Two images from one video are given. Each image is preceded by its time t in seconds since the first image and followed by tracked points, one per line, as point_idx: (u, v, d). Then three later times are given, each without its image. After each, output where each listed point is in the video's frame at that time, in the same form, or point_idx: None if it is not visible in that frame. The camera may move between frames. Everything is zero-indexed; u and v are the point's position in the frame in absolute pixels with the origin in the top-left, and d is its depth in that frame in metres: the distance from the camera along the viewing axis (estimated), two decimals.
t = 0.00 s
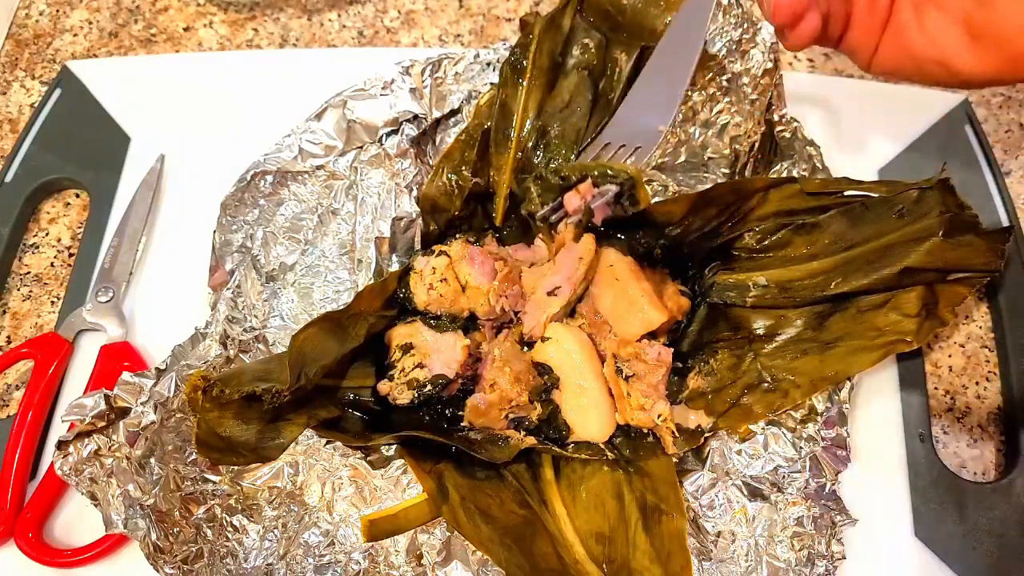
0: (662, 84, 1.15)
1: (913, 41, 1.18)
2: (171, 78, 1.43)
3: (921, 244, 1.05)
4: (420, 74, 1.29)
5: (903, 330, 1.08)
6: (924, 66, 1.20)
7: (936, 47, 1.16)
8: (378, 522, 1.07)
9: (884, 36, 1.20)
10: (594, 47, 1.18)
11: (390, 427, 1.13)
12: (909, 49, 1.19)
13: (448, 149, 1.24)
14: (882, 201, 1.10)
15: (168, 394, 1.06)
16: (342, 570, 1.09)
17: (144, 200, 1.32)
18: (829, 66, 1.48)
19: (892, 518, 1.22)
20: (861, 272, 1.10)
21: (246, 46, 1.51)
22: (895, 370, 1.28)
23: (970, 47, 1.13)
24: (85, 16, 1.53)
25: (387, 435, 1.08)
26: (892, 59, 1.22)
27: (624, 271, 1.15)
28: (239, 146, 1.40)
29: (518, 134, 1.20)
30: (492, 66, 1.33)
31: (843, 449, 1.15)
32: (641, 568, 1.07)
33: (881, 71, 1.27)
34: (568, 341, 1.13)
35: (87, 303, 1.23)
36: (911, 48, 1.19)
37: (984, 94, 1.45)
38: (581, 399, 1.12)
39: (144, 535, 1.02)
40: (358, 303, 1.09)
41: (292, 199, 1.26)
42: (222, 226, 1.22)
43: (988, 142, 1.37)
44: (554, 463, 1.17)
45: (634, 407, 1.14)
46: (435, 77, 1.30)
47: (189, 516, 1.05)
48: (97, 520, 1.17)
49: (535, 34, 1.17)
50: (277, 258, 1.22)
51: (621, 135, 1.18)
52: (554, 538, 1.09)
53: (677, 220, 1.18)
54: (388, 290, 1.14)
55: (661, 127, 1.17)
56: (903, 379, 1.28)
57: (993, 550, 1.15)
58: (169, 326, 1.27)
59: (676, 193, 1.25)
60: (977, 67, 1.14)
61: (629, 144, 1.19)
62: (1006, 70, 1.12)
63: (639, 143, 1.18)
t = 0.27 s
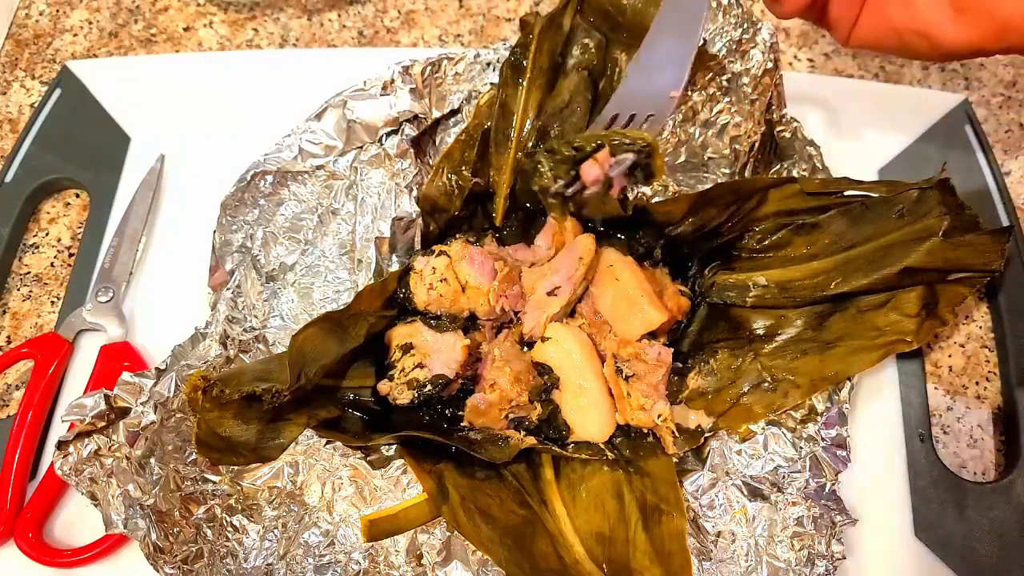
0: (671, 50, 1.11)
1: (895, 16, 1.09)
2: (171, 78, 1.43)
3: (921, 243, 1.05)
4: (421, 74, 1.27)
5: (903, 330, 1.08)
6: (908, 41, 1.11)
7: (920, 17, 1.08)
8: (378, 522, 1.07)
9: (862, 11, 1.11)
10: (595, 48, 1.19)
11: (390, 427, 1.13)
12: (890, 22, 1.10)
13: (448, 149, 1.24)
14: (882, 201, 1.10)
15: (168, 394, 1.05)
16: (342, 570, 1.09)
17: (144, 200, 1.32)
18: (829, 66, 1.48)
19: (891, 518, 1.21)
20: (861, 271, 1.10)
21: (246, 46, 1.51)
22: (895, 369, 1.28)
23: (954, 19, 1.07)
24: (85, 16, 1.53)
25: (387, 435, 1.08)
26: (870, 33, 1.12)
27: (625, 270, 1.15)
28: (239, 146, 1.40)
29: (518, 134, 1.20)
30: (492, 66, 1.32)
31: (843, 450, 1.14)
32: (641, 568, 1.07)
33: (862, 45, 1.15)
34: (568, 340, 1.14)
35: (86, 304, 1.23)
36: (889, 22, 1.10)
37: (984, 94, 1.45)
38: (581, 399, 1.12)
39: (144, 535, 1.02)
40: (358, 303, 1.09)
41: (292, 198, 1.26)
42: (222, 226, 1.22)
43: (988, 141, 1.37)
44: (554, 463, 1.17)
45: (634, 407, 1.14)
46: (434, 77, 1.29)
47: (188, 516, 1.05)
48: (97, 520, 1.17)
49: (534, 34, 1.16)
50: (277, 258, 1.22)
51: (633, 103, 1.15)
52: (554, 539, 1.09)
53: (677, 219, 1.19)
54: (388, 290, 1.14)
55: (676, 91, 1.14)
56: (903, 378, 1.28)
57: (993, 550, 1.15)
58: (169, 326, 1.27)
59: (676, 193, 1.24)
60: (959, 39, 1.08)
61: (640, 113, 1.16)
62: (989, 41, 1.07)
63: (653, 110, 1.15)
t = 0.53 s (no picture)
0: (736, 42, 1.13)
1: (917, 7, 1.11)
2: (171, 78, 1.43)
3: (920, 243, 1.06)
4: (421, 74, 1.27)
5: (903, 330, 1.08)
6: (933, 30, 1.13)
7: (945, 5, 1.09)
8: (379, 522, 1.07)
9: None
10: (595, 48, 1.17)
11: (390, 427, 1.13)
12: (915, 14, 1.12)
13: (448, 149, 1.24)
14: (880, 202, 1.11)
15: (168, 394, 1.05)
16: (342, 570, 1.09)
17: (144, 200, 1.32)
18: (829, 66, 1.48)
19: (892, 518, 1.21)
20: (861, 271, 1.10)
21: (246, 46, 1.51)
22: (895, 369, 1.28)
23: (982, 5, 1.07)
24: (85, 16, 1.53)
25: (387, 435, 1.09)
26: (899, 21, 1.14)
27: (625, 271, 1.15)
28: (239, 146, 1.40)
29: (518, 134, 1.20)
30: (492, 66, 1.31)
31: (842, 449, 1.14)
32: (641, 568, 1.07)
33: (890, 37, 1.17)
34: (568, 340, 1.14)
35: (87, 304, 1.23)
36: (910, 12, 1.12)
37: (984, 94, 1.45)
38: (580, 399, 1.12)
39: (144, 535, 1.02)
40: (358, 303, 1.09)
41: (292, 198, 1.26)
42: (222, 226, 1.21)
43: (987, 142, 1.37)
44: (554, 463, 1.17)
45: (634, 407, 1.14)
46: (434, 77, 1.28)
47: (188, 516, 1.05)
48: (97, 520, 1.17)
49: (534, 34, 1.16)
50: (277, 258, 1.22)
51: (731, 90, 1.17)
52: (554, 538, 1.09)
53: (677, 219, 1.20)
54: (388, 290, 1.15)
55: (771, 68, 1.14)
56: (903, 378, 1.27)
57: (993, 550, 1.15)
58: (169, 326, 1.27)
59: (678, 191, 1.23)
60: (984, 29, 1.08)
61: (737, 95, 1.17)
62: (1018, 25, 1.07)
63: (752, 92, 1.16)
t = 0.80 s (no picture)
0: None
1: None
2: (171, 79, 1.43)
3: (920, 243, 1.05)
4: (421, 75, 1.25)
5: (904, 330, 1.07)
6: None
7: None
8: (377, 522, 1.07)
9: None
10: (595, 47, 1.17)
11: (391, 427, 1.14)
12: None
13: (449, 148, 1.22)
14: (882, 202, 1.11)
15: (168, 394, 1.05)
16: (342, 570, 1.09)
17: (144, 200, 1.32)
18: (830, 66, 1.48)
19: (891, 518, 1.22)
20: (861, 272, 1.09)
21: (246, 46, 1.51)
22: (895, 370, 1.29)
23: None
24: (85, 16, 1.53)
25: (388, 436, 1.09)
26: None
27: (625, 271, 1.15)
28: (239, 146, 1.40)
29: (518, 134, 1.19)
30: (493, 66, 1.30)
31: (843, 449, 1.14)
32: (642, 568, 1.07)
33: None
34: (569, 340, 1.13)
35: (87, 304, 1.23)
36: None
37: (984, 94, 1.45)
38: (580, 399, 1.13)
39: (144, 535, 1.02)
40: (358, 303, 1.09)
41: (292, 199, 1.26)
42: (222, 225, 1.21)
43: (988, 140, 1.36)
44: (554, 463, 1.17)
45: (634, 406, 1.14)
46: (434, 77, 1.27)
47: (188, 516, 1.05)
48: (97, 520, 1.17)
49: (534, 34, 1.16)
50: (278, 258, 1.22)
51: None
52: (554, 538, 1.09)
53: (677, 219, 1.21)
54: (388, 290, 1.14)
55: None
56: (903, 379, 1.28)
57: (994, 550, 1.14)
58: (169, 326, 1.27)
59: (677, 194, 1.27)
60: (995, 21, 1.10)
61: None
62: None
63: None
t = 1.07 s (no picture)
0: None
1: None
2: (172, 78, 1.43)
3: (920, 244, 1.04)
4: (421, 75, 1.25)
5: (904, 331, 1.08)
6: None
7: None
8: (377, 522, 1.07)
9: None
10: (595, 47, 1.17)
11: (390, 427, 1.14)
12: None
13: (449, 148, 1.23)
14: (882, 202, 1.10)
15: (168, 394, 1.05)
16: (342, 570, 1.09)
17: (144, 200, 1.32)
18: (829, 66, 1.48)
19: (891, 518, 1.22)
20: (861, 272, 1.09)
21: (246, 46, 1.51)
22: (895, 369, 1.29)
23: None
24: (85, 16, 1.53)
25: (388, 436, 1.09)
26: None
27: (625, 271, 1.15)
28: (239, 146, 1.40)
29: (518, 134, 1.19)
30: (493, 66, 1.30)
31: (843, 450, 1.14)
32: (642, 568, 1.07)
33: None
34: (568, 340, 1.13)
35: (87, 304, 1.23)
36: None
37: (984, 94, 1.45)
38: (580, 399, 1.13)
39: (144, 535, 1.02)
40: (358, 303, 1.09)
41: (292, 199, 1.26)
42: (222, 225, 1.21)
43: (987, 141, 1.37)
44: (554, 463, 1.17)
45: (634, 407, 1.14)
46: (434, 77, 1.27)
47: (189, 516, 1.05)
48: (97, 520, 1.17)
49: (534, 34, 1.16)
50: (278, 258, 1.22)
51: None
52: (554, 538, 1.09)
53: (677, 219, 1.22)
54: (388, 290, 1.14)
55: None
56: (903, 379, 1.28)
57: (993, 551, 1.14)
58: (169, 326, 1.27)
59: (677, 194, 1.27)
60: None
61: None
62: None
63: None
